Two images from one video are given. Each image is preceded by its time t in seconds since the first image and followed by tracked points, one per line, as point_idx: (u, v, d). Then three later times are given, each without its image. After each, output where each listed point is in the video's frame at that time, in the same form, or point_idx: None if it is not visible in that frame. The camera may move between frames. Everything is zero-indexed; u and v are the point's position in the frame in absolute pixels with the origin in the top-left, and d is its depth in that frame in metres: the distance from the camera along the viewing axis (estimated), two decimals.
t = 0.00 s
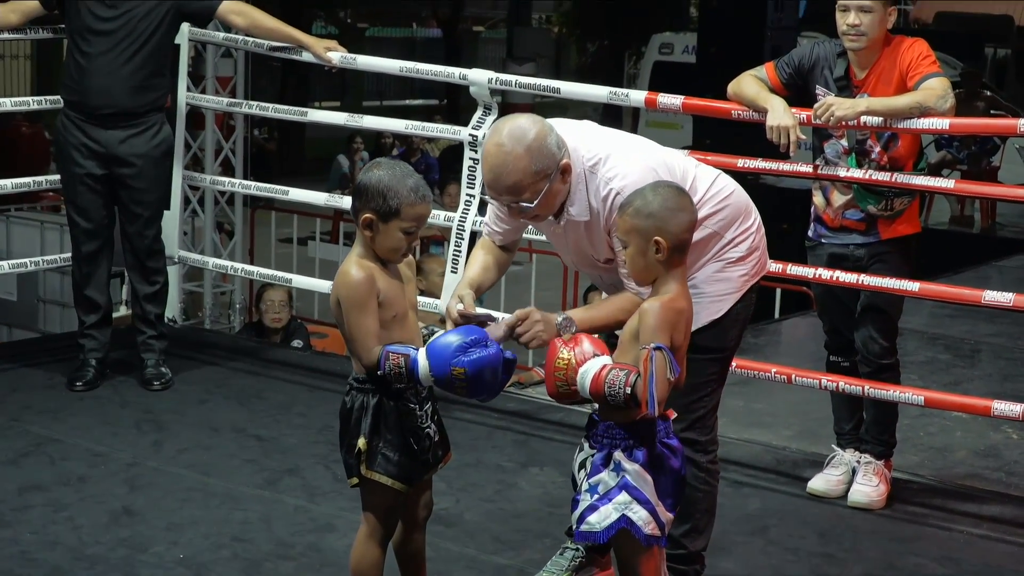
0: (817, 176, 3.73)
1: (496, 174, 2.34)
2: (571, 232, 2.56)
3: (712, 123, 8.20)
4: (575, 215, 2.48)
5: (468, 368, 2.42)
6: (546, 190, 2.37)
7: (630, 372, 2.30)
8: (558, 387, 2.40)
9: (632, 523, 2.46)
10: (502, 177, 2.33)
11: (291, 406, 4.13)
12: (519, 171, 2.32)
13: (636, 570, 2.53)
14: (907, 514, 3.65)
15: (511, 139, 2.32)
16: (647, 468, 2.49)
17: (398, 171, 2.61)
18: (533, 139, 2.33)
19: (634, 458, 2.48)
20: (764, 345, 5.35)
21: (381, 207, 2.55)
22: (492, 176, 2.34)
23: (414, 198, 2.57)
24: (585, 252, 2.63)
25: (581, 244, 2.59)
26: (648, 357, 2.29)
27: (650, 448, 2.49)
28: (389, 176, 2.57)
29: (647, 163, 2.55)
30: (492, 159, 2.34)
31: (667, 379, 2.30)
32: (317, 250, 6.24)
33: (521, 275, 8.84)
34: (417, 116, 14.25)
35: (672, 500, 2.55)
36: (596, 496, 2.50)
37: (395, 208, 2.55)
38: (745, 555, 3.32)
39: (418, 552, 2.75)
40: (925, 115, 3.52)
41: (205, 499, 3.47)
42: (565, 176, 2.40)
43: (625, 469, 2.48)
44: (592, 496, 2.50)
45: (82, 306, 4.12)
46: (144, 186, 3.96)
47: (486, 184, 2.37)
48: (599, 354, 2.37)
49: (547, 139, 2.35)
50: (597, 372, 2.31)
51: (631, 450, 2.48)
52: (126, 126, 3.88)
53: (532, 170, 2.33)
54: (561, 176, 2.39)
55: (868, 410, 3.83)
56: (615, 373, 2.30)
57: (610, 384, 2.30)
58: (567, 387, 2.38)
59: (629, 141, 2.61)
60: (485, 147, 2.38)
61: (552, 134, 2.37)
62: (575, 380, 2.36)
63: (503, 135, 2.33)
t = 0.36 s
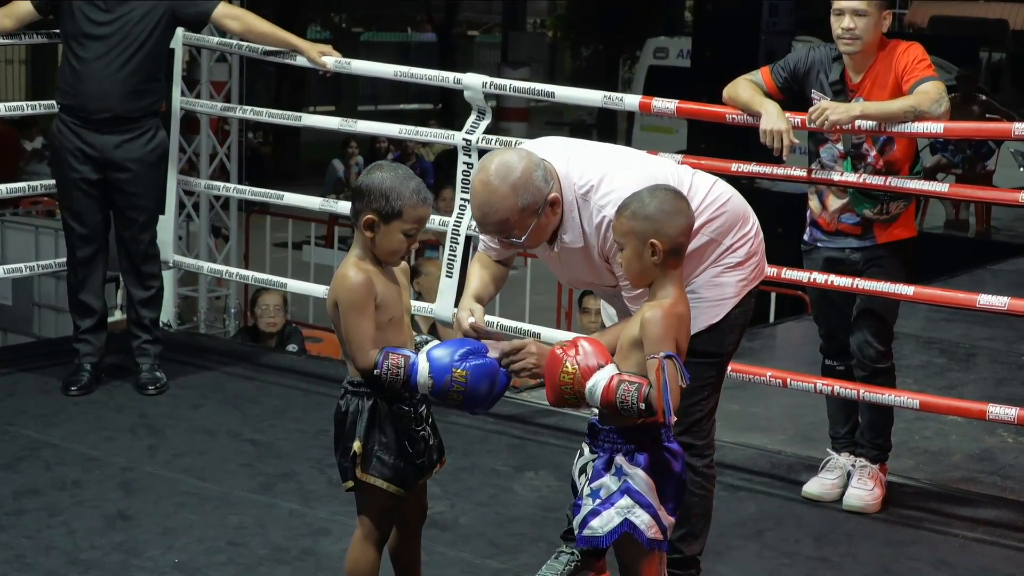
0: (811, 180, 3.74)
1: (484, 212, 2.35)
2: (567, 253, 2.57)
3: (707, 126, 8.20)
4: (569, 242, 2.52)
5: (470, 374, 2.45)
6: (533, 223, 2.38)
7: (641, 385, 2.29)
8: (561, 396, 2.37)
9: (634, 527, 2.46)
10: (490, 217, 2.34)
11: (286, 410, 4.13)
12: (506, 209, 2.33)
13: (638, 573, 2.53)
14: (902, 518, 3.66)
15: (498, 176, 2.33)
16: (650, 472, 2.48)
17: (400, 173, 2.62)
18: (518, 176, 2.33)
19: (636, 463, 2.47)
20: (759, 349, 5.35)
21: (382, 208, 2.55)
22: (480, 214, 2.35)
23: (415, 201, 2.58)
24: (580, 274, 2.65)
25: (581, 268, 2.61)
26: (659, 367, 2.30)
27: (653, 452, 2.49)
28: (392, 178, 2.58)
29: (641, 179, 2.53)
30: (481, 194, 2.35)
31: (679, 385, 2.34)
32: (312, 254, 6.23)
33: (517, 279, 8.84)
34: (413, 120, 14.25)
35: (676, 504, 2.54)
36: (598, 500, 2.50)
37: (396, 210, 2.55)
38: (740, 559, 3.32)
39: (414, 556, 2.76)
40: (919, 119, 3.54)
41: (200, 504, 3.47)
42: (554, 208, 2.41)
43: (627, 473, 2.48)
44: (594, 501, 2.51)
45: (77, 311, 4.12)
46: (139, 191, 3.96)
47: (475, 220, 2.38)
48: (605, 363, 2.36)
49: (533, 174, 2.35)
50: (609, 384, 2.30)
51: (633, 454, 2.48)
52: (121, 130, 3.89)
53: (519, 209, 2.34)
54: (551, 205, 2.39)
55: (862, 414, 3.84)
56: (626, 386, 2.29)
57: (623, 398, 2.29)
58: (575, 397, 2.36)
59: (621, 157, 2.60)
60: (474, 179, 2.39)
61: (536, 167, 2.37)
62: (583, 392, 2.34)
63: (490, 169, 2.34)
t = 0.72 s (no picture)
0: (808, 181, 3.72)
1: (486, 197, 2.35)
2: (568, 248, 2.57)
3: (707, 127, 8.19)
4: (568, 235, 2.51)
5: (459, 384, 2.47)
6: (535, 212, 2.37)
7: (635, 386, 2.29)
8: (563, 395, 2.37)
9: (634, 529, 2.45)
10: (493, 200, 2.34)
11: (284, 412, 4.13)
12: (510, 195, 2.33)
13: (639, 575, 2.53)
14: (900, 519, 3.65)
15: (500, 169, 2.32)
16: (652, 475, 2.47)
17: (406, 177, 2.62)
18: (525, 161, 2.33)
19: (638, 466, 2.47)
20: (757, 350, 5.34)
21: (385, 210, 2.55)
22: (483, 199, 2.35)
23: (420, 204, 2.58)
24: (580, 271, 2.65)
25: (581, 263, 2.60)
26: (655, 369, 2.28)
27: (655, 454, 2.48)
28: (398, 183, 2.58)
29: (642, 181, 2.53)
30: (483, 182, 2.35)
31: (674, 388, 2.30)
32: (310, 256, 6.24)
33: (515, 281, 8.83)
34: (412, 122, 14.24)
35: (677, 509, 2.54)
36: (599, 502, 2.49)
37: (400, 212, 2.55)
38: (737, 560, 3.31)
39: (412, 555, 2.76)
40: (916, 120, 3.53)
41: (197, 506, 3.47)
42: (555, 197, 2.40)
43: (629, 475, 2.47)
44: (595, 502, 2.50)
45: (75, 314, 4.12)
46: (137, 193, 3.95)
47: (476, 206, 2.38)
48: (606, 363, 2.36)
49: (538, 162, 2.35)
50: (604, 384, 2.30)
51: (635, 456, 2.47)
52: (119, 132, 3.89)
53: (523, 192, 2.33)
54: (552, 196, 2.39)
55: (861, 416, 3.83)
56: (620, 387, 2.29)
57: (617, 398, 2.30)
58: (573, 396, 2.36)
59: (622, 154, 2.61)
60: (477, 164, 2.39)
61: (540, 152, 2.37)
62: (582, 391, 2.34)
63: (493, 156, 2.34)
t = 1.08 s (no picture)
0: (812, 185, 3.67)
1: (483, 148, 2.34)
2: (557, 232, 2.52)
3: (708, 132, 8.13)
4: (556, 219, 2.46)
5: (391, 407, 2.39)
6: (529, 170, 2.35)
7: (632, 396, 2.26)
8: (564, 411, 2.38)
9: (626, 540, 2.39)
10: (488, 146, 2.33)
11: (276, 417, 4.05)
12: (509, 143, 2.33)
13: None
14: (904, 530, 3.58)
15: (497, 117, 2.34)
16: (647, 487, 2.41)
17: (395, 179, 2.54)
18: (529, 111, 2.35)
19: (633, 476, 2.41)
20: (758, 357, 5.27)
21: (364, 210, 2.48)
22: (478, 146, 2.34)
23: (402, 211, 2.49)
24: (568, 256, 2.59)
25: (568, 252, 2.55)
26: (649, 377, 2.23)
27: (651, 465, 2.41)
28: (380, 184, 2.49)
29: (638, 182, 2.48)
30: (482, 131, 2.35)
31: (673, 397, 2.25)
32: (305, 258, 6.16)
33: (512, 286, 8.76)
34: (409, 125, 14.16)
35: (674, 520, 2.45)
36: (592, 510, 2.44)
37: (378, 215, 2.47)
38: (738, 571, 3.24)
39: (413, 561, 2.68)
40: (922, 124, 3.47)
41: (187, 511, 3.39)
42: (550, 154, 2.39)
43: (624, 485, 2.41)
44: (589, 510, 2.45)
45: (65, 314, 4.05)
46: (129, 192, 3.88)
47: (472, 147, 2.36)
48: (602, 374, 2.35)
49: (539, 116, 2.36)
50: (601, 397, 2.28)
51: (630, 466, 2.41)
52: (111, 130, 3.82)
53: (520, 142, 2.33)
54: (546, 158, 2.39)
55: (864, 425, 3.76)
56: (617, 398, 2.26)
57: (615, 410, 2.26)
58: (571, 410, 2.37)
59: (623, 153, 2.56)
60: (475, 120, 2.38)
61: (544, 106, 2.39)
62: (579, 405, 2.34)
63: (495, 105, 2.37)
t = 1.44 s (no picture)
0: (816, 195, 3.60)
1: (468, 139, 2.44)
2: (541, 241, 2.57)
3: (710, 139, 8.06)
4: (537, 228, 2.53)
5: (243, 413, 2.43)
6: (508, 162, 2.44)
7: (621, 409, 2.18)
8: (562, 423, 2.30)
9: (620, 556, 2.31)
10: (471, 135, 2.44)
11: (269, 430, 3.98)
12: (494, 134, 2.44)
13: None
14: (909, 547, 3.50)
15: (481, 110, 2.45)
16: (644, 501, 2.32)
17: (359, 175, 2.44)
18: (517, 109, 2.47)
19: (629, 489, 2.33)
20: (759, 370, 5.20)
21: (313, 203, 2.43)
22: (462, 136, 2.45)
23: (340, 207, 2.38)
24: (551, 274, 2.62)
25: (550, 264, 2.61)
26: (639, 390, 2.15)
27: (648, 479, 2.33)
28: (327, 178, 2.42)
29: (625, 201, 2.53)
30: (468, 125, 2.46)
31: (663, 411, 2.18)
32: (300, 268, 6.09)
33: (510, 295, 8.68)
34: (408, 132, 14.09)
35: (671, 536, 2.36)
36: (588, 524, 2.38)
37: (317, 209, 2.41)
38: None
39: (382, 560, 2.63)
40: (928, 132, 3.40)
41: (177, 526, 3.32)
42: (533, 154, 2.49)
43: (620, 499, 2.33)
44: (584, 524, 2.38)
45: (54, 324, 3.97)
46: (120, 200, 3.82)
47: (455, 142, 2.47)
48: (599, 387, 2.27)
49: (526, 116, 2.47)
50: (593, 409, 2.20)
51: (627, 480, 2.33)
52: (102, 137, 3.75)
53: (504, 133, 2.43)
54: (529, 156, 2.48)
55: (868, 439, 3.69)
56: (607, 411, 2.18)
57: (605, 423, 2.18)
58: (567, 424, 2.29)
59: (614, 178, 2.62)
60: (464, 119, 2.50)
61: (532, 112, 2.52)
62: (573, 417, 2.26)
63: (484, 103, 2.49)
